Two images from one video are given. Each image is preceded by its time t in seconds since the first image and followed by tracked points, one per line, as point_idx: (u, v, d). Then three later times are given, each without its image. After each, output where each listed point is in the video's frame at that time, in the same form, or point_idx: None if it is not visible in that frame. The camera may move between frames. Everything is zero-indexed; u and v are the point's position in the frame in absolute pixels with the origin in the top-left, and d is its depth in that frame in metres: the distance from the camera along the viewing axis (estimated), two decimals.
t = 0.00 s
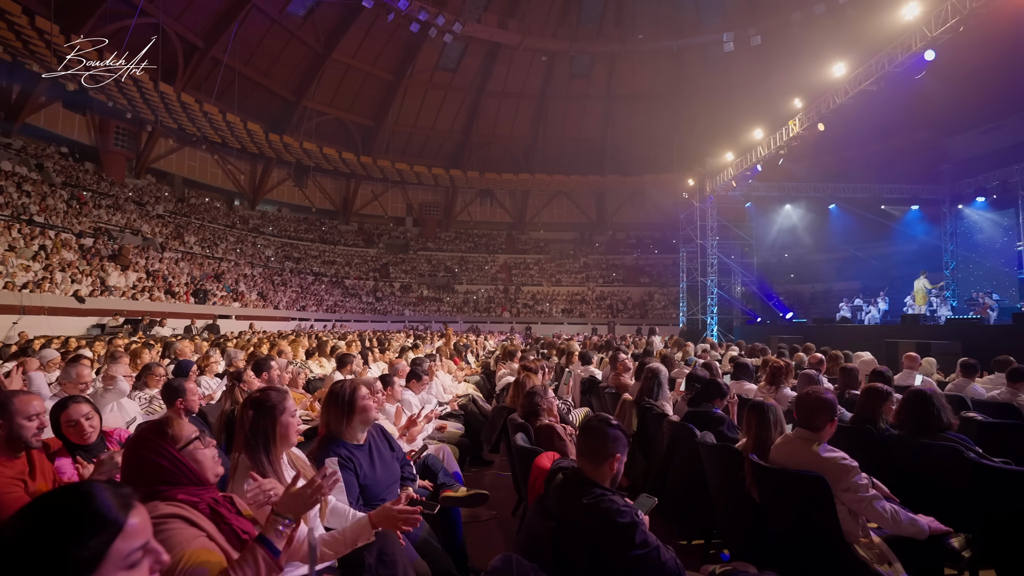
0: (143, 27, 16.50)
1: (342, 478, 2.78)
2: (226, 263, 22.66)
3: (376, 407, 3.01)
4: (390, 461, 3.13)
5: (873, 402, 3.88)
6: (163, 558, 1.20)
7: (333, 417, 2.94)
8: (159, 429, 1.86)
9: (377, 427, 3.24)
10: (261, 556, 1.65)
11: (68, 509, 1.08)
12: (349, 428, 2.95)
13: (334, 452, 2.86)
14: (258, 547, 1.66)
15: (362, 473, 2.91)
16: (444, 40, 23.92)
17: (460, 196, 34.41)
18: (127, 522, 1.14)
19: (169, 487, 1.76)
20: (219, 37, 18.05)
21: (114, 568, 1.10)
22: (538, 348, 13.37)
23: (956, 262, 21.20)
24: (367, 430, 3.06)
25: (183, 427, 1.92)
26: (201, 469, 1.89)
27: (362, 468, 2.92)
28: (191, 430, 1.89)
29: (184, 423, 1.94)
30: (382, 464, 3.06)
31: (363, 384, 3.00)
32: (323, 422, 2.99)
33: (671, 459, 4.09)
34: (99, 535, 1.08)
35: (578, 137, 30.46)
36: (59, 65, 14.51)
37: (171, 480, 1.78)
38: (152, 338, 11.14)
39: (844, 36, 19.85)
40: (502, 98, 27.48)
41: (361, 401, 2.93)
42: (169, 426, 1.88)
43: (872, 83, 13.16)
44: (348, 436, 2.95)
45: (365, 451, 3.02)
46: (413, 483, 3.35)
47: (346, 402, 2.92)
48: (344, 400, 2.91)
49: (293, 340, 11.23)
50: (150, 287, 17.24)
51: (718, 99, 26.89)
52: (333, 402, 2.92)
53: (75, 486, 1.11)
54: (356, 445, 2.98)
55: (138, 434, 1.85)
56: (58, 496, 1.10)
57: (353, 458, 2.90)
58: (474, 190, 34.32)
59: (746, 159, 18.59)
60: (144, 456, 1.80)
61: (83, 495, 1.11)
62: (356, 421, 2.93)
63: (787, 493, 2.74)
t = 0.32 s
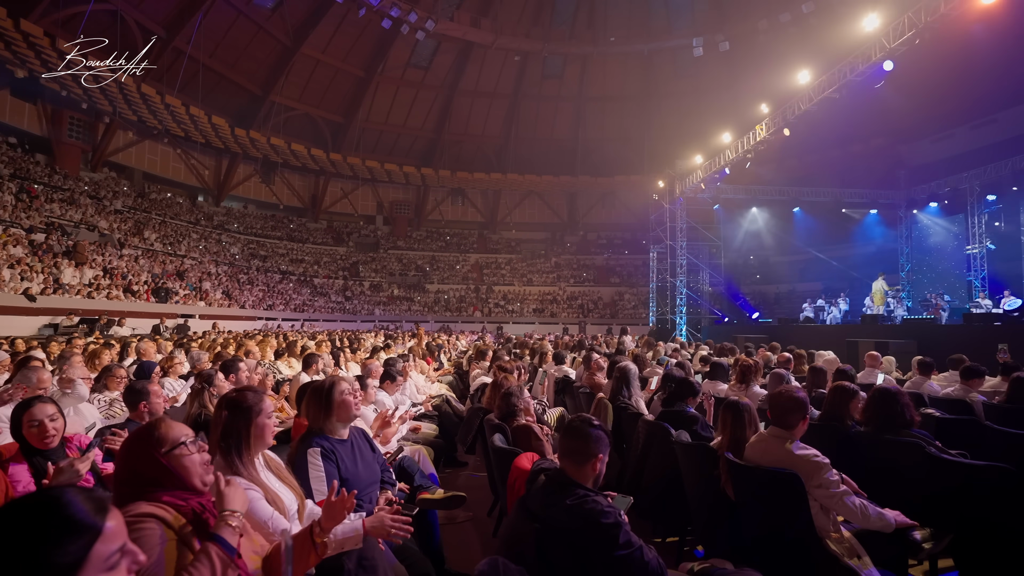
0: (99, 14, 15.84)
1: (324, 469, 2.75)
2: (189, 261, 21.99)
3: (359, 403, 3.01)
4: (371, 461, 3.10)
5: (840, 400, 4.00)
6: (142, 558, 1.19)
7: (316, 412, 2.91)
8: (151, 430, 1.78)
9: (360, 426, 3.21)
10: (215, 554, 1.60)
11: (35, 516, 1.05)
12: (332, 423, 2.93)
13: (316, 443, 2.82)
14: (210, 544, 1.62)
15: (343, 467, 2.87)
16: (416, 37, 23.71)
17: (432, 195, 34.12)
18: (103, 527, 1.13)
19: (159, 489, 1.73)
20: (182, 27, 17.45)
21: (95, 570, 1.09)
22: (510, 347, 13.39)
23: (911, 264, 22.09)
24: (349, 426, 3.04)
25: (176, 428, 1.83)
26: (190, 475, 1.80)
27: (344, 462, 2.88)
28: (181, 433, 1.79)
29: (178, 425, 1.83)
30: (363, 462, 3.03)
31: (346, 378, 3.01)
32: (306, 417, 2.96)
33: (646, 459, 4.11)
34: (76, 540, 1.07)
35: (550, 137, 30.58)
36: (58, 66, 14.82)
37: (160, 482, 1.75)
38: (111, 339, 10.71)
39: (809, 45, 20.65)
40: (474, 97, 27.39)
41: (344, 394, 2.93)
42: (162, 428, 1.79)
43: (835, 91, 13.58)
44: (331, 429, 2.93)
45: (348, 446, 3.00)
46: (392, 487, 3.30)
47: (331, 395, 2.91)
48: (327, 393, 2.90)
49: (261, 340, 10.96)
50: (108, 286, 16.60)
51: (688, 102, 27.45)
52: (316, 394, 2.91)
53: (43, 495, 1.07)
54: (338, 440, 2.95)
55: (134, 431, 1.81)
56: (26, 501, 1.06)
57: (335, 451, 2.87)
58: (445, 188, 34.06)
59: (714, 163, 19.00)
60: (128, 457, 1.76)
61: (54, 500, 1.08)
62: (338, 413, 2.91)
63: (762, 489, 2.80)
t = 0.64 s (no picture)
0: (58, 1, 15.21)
1: (313, 459, 2.85)
2: (155, 258, 21.34)
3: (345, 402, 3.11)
4: (358, 459, 3.19)
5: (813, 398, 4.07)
6: (125, 559, 1.18)
7: (303, 410, 3.03)
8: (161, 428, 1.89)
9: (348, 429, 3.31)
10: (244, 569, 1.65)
11: (14, 518, 1.03)
12: (319, 421, 3.04)
13: (305, 437, 2.93)
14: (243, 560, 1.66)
15: (332, 461, 2.97)
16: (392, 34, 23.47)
17: (407, 194, 33.75)
18: (85, 530, 1.11)
19: (159, 489, 1.76)
20: (148, 17, 16.86)
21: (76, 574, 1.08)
22: (487, 347, 13.38)
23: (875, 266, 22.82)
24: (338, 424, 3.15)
25: (184, 429, 1.94)
26: (196, 474, 1.90)
27: (332, 456, 2.99)
28: (191, 433, 1.91)
29: (186, 425, 1.96)
30: (349, 459, 3.12)
31: (332, 377, 3.14)
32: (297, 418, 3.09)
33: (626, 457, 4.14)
34: (56, 543, 1.06)
35: (526, 138, 30.63)
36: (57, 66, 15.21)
37: (163, 482, 1.78)
38: (72, 339, 10.30)
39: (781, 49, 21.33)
40: (451, 96, 27.27)
41: (330, 391, 3.05)
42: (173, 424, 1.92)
43: (805, 96, 13.92)
44: (320, 426, 3.04)
45: (336, 444, 3.09)
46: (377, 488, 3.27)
47: (318, 391, 3.03)
48: (314, 391, 3.03)
49: (232, 340, 10.70)
50: (68, 284, 15.98)
51: (664, 104, 27.85)
52: (303, 394, 3.03)
53: (21, 498, 1.05)
54: (327, 436, 3.06)
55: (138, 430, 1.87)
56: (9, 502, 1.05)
57: (325, 445, 2.98)
58: (421, 187, 33.76)
59: (688, 165, 19.31)
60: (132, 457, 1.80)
61: (32, 502, 1.05)
62: (325, 409, 3.00)
63: (742, 486, 2.84)
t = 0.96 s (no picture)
0: None
1: (302, 457, 2.81)
2: (125, 256, 20.80)
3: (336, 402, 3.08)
4: (345, 459, 3.16)
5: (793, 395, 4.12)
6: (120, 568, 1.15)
7: (293, 409, 3.00)
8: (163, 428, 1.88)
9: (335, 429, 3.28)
10: None
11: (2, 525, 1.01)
12: (308, 420, 3.00)
13: (295, 434, 2.88)
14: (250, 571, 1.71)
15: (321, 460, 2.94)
16: (371, 31, 23.27)
17: (386, 192, 33.37)
18: (79, 535, 1.10)
19: (159, 498, 1.72)
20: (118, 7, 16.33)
21: None
22: (469, 346, 13.34)
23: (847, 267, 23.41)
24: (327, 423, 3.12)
25: (186, 431, 1.95)
26: (197, 478, 1.92)
27: (320, 455, 2.96)
28: (195, 437, 1.94)
29: (188, 427, 1.98)
30: (337, 458, 3.10)
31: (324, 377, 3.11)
32: (288, 416, 3.05)
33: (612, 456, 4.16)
34: (46, 545, 1.03)
35: (507, 137, 30.60)
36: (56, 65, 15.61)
37: (162, 487, 1.74)
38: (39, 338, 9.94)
39: (758, 54, 21.79)
40: (430, 94, 27.14)
41: (323, 391, 3.01)
42: (175, 426, 1.92)
43: (781, 100, 14.18)
44: (309, 425, 3.00)
45: (324, 443, 3.06)
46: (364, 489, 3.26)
47: (310, 390, 2.98)
48: (307, 390, 2.98)
49: (208, 339, 10.46)
50: (33, 282, 15.42)
51: (643, 104, 28.11)
52: (296, 392, 2.99)
53: (11, 506, 1.02)
54: (315, 436, 3.03)
55: (135, 429, 1.81)
56: None
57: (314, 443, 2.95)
58: (400, 186, 33.42)
59: (668, 166, 19.54)
60: (136, 459, 1.74)
61: (19, 508, 1.03)
62: (315, 410, 2.96)
63: (729, 483, 2.89)
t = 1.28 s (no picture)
0: None
1: (286, 464, 2.77)
2: (96, 254, 20.25)
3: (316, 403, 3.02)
4: (332, 460, 3.11)
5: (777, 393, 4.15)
6: None
7: (273, 412, 2.94)
8: (141, 436, 1.66)
9: (321, 428, 3.22)
10: None
11: None
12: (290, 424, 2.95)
13: (279, 441, 2.85)
14: None
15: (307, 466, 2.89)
16: (352, 27, 23.03)
17: (366, 190, 33.01)
18: (82, 554, 1.01)
19: (148, 513, 1.60)
20: None
21: None
22: (451, 345, 13.30)
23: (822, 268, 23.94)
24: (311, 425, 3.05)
25: (168, 436, 1.70)
26: (180, 494, 1.67)
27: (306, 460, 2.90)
28: (176, 446, 1.68)
29: (171, 431, 1.72)
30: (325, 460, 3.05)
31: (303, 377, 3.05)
32: (269, 420, 2.99)
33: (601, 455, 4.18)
34: (54, 560, 0.94)
35: (488, 136, 30.58)
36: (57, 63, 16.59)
37: (145, 504, 1.60)
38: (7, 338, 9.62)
39: (737, 57, 22.15)
40: (412, 92, 26.97)
41: (301, 392, 2.95)
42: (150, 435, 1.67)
43: (760, 103, 14.42)
44: (293, 430, 2.95)
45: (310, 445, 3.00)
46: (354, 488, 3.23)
47: (288, 393, 2.93)
48: (285, 393, 2.92)
49: (185, 338, 10.25)
50: None
51: (625, 105, 28.34)
52: (273, 396, 2.94)
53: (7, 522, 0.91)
54: (301, 439, 2.96)
55: (113, 437, 1.66)
56: None
57: (300, 448, 2.90)
58: (381, 184, 33.09)
59: (649, 167, 19.72)
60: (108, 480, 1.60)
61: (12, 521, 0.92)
62: (294, 413, 2.91)
63: (719, 478, 2.92)
